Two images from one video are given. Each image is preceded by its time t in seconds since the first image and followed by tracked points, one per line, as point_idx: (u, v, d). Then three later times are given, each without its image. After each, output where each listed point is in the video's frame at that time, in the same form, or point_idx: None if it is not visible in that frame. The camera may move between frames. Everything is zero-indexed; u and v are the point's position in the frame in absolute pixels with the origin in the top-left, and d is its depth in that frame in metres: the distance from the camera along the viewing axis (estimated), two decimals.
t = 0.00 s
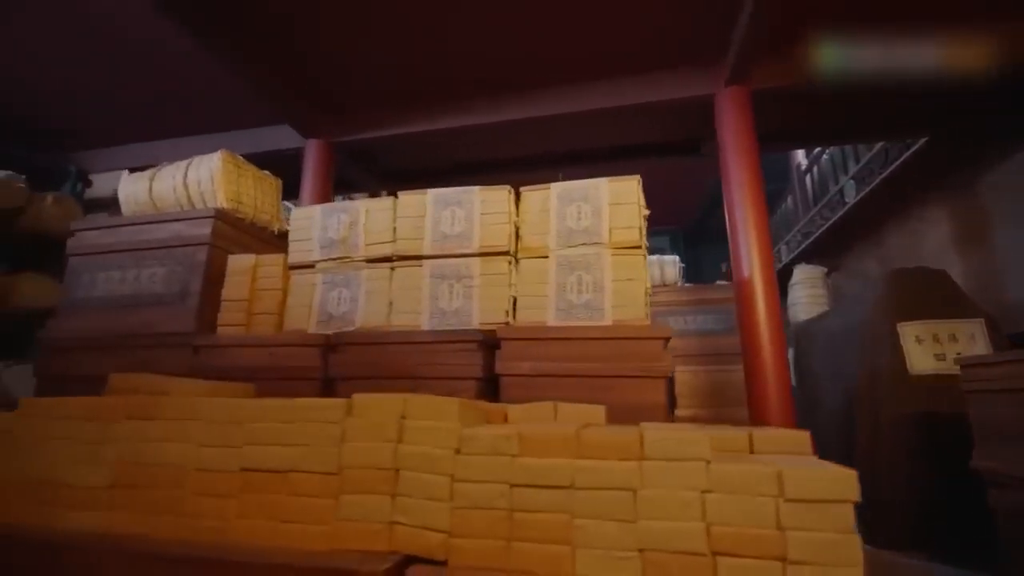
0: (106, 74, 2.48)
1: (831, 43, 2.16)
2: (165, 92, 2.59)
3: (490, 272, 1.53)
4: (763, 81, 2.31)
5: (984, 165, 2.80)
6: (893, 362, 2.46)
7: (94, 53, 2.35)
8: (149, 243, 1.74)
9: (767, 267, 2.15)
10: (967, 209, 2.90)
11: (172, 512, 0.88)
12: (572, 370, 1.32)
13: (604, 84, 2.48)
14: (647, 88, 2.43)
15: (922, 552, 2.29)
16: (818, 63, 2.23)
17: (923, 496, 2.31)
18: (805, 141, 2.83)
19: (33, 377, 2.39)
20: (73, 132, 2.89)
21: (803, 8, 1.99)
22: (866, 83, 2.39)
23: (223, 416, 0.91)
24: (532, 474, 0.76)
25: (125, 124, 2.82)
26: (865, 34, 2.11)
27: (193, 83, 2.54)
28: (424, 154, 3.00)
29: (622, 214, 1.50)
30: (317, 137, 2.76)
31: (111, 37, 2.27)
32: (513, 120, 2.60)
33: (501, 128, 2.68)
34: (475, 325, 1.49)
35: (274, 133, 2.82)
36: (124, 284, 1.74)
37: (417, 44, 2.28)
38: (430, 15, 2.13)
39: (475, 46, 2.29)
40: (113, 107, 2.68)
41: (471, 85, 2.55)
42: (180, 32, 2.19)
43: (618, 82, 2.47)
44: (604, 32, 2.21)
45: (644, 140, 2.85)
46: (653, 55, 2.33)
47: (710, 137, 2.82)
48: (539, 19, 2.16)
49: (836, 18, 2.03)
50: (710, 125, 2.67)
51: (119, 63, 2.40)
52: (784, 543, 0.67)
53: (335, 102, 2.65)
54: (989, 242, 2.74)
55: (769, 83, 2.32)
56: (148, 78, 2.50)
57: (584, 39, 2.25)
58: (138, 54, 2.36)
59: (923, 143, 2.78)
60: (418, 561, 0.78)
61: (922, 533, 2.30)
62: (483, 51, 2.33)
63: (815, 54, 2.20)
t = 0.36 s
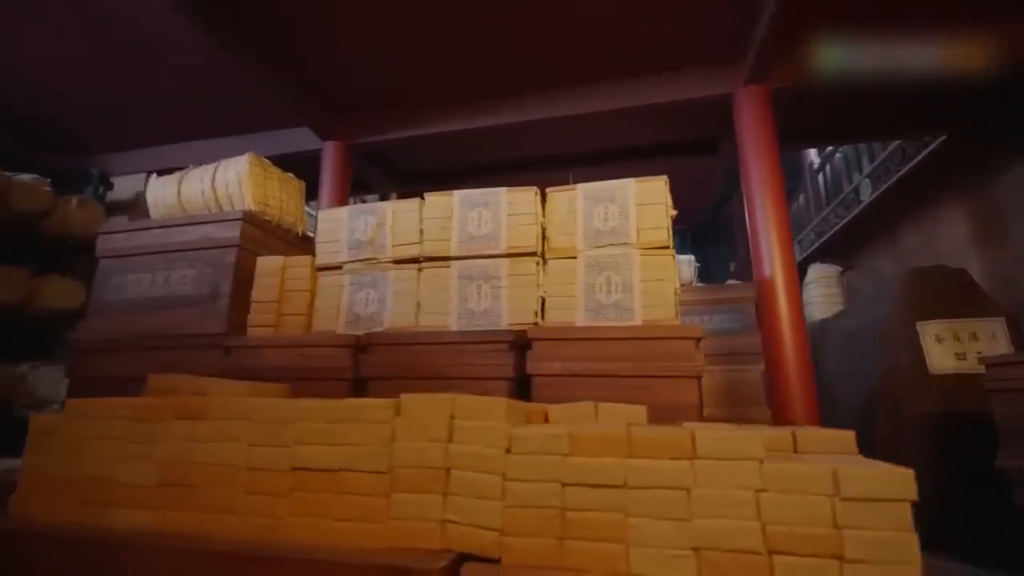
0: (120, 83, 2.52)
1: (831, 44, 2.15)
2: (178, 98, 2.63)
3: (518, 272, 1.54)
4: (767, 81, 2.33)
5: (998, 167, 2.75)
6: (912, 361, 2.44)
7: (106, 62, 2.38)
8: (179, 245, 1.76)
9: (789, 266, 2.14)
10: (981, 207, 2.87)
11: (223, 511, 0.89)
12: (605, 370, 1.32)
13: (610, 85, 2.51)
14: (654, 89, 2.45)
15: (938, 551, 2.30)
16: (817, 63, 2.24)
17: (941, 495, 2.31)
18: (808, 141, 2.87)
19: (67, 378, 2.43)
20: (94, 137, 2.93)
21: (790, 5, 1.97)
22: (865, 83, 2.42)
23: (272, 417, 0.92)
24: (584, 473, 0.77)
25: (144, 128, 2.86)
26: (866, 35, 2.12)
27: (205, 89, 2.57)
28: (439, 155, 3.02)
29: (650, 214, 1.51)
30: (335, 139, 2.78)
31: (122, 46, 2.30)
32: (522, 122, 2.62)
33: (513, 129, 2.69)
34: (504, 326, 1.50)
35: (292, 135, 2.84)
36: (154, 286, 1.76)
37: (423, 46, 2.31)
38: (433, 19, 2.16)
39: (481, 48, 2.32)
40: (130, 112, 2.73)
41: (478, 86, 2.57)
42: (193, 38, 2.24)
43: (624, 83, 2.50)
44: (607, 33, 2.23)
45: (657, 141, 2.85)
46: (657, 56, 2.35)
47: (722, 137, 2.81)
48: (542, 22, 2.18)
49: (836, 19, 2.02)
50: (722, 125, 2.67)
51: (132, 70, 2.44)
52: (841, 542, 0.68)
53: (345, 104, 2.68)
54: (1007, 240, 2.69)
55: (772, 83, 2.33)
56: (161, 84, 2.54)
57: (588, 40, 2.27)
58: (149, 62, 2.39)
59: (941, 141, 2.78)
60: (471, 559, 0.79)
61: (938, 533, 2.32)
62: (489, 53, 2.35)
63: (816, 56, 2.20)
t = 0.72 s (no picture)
0: (138, 90, 2.57)
1: (830, 44, 2.14)
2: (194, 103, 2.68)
3: (547, 273, 1.55)
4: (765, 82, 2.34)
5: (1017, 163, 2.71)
6: (935, 360, 2.41)
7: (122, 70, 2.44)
8: (210, 248, 1.79)
9: (814, 265, 2.12)
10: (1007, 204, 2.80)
11: (274, 509, 0.91)
12: (640, 371, 1.33)
13: (617, 87, 2.53)
14: (660, 91, 2.47)
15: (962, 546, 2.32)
16: (817, 63, 2.24)
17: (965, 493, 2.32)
18: (817, 139, 2.85)
19: (97, 380, 2.47)
20: (118, 142, 2.99)
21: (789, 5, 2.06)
22: (869, 81, 2.40)
23: (321, 416, 0.93)
24: (636, 472, 0.78)
25: (166, 132, 2.92)
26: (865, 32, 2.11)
27: (219, 95, 2.61)
28: (456, 157, 3.03)
29: (680, 214, 1.51)
30: (354, 141, 2.80)
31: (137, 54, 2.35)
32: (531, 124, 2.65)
33: (526, 130, 2.71)
34: (534, 326, 1.51)
35: (313, 137, 2.87)
36: (186, 289, 1.79)
37: (433, 48, 2.33)
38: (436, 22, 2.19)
39: (486, 51, 2.35)
40: (150, 118, 2.78)
41: (485, 90, 2.61)
42: (204, 44, 2.30)
43: (630, 84, 2.52)
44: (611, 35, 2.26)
45: (672, 142, 2.84)
46: (664, 57, 2.37)
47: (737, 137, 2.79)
48: (546, 24, 2.21)
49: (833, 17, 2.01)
50: (735, 124, 2.66)
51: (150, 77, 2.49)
52: (900, 542, 0.68)
53: (353, 108, 2.69)
54: None
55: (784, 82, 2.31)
56: (178, 90, 2.59)
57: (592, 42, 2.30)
58: (164, 69, 2.44)
59: (964, 136, 2.74)
60: (523, 558, 0.80)
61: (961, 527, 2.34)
62: (495, 56, 2.39)
63: (813, 54, 2.19)
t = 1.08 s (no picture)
0: (160, 97, 2.62)
1: (829, 43, 2.19)
2: (210, 111, 2.72)
3: (578, 274, 1.55)
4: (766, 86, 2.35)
5: None
6: (963, 360, 2.36)
7: (138, 78, 2.49)
8: (242, 251, 1.81)
9: (841, 264, 2.09)
10: None
11: (327, 510, 0.92)
12: (678, 372, 1.33)
13: (626, 88, 2.54)
14: (666, 93, 2.48)
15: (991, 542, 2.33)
16: (817, 64, 2.27)
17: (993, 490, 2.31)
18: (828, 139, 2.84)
19: (127, 380, 2.52)
20: (141, 148, 3.04)
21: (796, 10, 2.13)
22: (871, 81, 2.40)
23: (370, 417, 0.94)
24: (692, 473, 0.78)
25: (186, 138, 2.95)
26: (866, 30, 2.12)
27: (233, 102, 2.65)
28: (474, 158, 3.03)
29: (711, 214, 1.51)
30: (375, 144, 2.82)
31: (151, 63, 2.39)
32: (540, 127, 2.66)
33: (542, 132, 2.72)
34: (566, 327, 1.51)
35: (334, 140, 2.89)
36: (218, 291, 1.82)
37: (455, 49, 2.35)
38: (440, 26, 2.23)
39: (492, 54, 2.38)
40: (169, 125, 2.83)
41: (492, 94, 2.64)
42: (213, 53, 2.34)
43: (638, 86, 2.52)
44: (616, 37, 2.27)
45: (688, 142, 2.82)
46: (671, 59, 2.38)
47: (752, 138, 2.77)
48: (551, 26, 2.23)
49: (840, 15, 2.02)
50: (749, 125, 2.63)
51: (172, 84, 2.53)
52: (964, 543, 0.68)
53: (365, 112, 2.71)
54: None
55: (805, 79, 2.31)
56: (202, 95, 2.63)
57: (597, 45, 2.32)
58: (180, 77, 2.48)
59: (990, 133, 2.71)
60: (578, 558, 0.81)
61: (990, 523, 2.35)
62: (501, 59, 2.41)
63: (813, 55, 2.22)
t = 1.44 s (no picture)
0: (185, 100, 2.66)
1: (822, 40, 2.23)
2: (230, 114, 2.76)
3: (609, 274, 1.55)
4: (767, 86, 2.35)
5: None
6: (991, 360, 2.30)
7: (153, 84, 2.55)
8: (272, 253, 1.84)
9: (868, 263, 2.08)
10: None
11: (376, 508, 0.93)
12: (712, 372, 1.33)
13: (633, 89, 2.54)
14: (667, 96, 2.49)
15: None
16: (813, 63, 2.30)
17: None
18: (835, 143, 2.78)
19: (152, 380, 2.56)
20: (164, 153, 3.10)
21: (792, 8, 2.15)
22: (871, 83, 2.35)
23: (417, 417, 0.95)
24: (746, 473, 0.78)
25: (205, 142, 3.00)
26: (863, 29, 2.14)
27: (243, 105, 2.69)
28: (493, 159, 3.03)
29: (742, 213, 1.50)
30: (394, 146, 2.82)
31: (163, 68, 2.44)
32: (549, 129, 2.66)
33: (556, 134, 2.71)
34: (597, 327, 1.51)
35: (354, 142, 2.90)
36: (250, 292, 1.84)
37: (473, 49, 2.37)
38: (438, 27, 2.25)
39: (492, 55, 2.40)
40: (193, 129, 2.88)
41: (493, 97, 2.66)
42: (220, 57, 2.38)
43: (642, 87, 2.53)
44: (617, 37, 2.29)
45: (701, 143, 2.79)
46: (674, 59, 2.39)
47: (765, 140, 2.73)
48: (550, 26, 2.25)
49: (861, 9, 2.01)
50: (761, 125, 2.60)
51: (196, 87, 2.57)
52: None
53: (384, 113, 2.72)
54: None
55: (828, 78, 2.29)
56: (224, 99, 2.66)
57: (598, 45, 2.33)
58: (203, 81, 2.52)
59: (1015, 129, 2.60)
60: (631, 558, 0.81)
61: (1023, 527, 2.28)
62: (501, 60, 2.43)
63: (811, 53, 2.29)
